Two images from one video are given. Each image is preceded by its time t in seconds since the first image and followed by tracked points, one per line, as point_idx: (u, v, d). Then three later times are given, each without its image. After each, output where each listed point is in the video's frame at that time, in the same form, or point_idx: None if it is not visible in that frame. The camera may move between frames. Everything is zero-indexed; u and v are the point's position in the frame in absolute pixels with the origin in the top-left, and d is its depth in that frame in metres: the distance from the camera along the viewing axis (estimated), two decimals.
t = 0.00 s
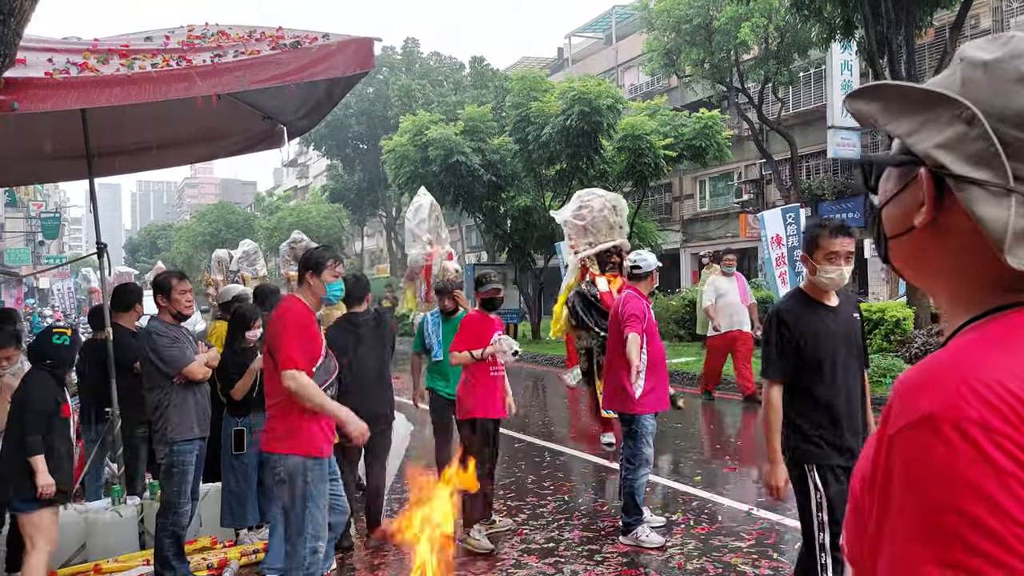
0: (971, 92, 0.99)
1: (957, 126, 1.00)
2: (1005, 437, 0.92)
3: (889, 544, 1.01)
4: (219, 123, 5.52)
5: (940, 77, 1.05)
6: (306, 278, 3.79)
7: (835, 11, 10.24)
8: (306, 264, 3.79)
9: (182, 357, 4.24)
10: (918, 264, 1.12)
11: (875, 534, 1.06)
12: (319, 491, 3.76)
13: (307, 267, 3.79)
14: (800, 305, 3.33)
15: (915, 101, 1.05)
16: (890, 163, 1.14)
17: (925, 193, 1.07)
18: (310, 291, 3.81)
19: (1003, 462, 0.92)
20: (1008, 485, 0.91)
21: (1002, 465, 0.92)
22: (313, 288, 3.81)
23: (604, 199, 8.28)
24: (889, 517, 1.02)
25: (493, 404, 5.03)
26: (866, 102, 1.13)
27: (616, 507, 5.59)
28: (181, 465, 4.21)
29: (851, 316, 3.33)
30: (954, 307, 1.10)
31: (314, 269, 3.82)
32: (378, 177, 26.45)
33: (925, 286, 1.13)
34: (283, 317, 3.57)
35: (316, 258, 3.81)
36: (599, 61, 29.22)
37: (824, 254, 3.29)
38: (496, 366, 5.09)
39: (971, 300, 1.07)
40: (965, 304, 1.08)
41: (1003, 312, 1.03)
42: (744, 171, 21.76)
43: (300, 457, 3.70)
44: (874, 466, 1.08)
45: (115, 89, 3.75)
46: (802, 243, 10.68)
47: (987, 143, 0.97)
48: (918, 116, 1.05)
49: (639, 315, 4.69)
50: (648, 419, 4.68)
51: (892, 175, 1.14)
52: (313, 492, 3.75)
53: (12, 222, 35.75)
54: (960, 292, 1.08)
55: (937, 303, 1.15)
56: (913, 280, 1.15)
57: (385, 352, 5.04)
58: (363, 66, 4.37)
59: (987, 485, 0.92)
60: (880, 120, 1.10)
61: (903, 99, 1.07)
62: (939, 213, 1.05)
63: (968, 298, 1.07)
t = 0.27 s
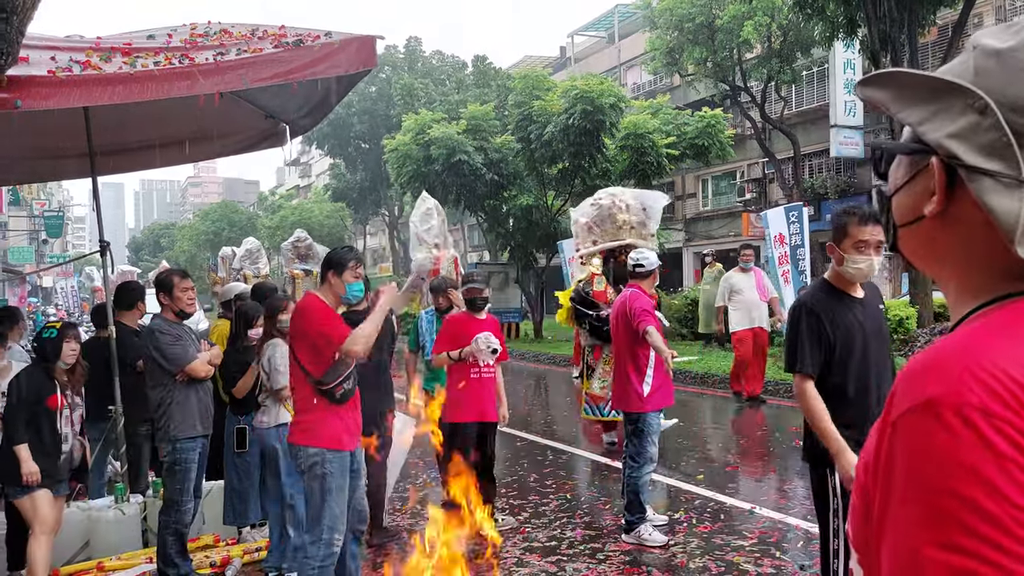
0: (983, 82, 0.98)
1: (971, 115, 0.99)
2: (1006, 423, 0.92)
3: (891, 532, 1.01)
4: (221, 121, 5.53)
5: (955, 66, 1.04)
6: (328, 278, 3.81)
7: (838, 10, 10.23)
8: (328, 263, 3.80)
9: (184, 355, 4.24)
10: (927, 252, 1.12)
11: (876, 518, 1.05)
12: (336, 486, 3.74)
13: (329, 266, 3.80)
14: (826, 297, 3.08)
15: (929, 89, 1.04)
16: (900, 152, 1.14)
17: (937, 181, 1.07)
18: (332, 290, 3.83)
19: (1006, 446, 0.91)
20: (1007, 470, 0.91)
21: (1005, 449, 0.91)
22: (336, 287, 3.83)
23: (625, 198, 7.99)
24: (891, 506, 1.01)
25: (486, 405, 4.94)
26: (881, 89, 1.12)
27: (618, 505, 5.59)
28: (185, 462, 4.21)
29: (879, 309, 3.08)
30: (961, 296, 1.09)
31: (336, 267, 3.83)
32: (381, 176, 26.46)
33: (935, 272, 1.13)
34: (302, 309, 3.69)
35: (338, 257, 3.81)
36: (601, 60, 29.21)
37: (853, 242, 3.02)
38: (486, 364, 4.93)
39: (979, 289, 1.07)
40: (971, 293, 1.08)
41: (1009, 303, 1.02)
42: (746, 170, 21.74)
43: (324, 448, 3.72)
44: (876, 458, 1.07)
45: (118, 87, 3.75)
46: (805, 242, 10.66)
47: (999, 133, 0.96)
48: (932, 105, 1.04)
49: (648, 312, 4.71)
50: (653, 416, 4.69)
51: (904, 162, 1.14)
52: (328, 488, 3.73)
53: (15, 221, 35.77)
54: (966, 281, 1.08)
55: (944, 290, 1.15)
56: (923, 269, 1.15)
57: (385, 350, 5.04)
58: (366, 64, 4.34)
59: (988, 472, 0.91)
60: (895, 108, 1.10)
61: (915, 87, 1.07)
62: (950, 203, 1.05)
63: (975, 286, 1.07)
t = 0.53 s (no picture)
0: (989, 79, 0.98)
1: (976, 112, 0.98)
2: (984, 417, 0.93)
3: (876, 516, 1.03)
4: (223, 121, 5.53)
5: (960, 63, 1.03)
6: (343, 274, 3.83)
7: (841, 9, 10.22)
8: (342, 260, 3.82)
9: (186, 355, 4.24)
10: (933, 247, 1.11)
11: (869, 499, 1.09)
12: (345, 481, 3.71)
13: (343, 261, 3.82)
14: (855, 295, 3.00)
15: (932, 87, 1.04)
16: (908, 148, 1.13)
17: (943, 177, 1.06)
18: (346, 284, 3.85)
19: (984, 441, 0.92)
20: (979, 464, 0.92)
21: (982, 445, 0.92)
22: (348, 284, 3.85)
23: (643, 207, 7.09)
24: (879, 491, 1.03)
25: (464, 414, 4.79)
26: (886, 84, 1.11)
27: (620, 505, 5.59)
28: (187, 461, 4.22)
29: (908, 310, 3.01)
30: (962, 290, 1.09)
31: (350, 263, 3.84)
32: (384, 176, 26.45)
33: (940, 269, 1.12)
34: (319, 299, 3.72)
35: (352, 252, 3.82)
36: (604, 59, 29.20)
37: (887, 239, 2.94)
38: (463, 371, 4.82)
39: (980, 284, 1.06)
40: (974, 288, 1.07)
41: (1006, 297, 1.02)
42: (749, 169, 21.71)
43: (334, 440, 3.69)
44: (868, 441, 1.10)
45: (121, 86, 3.76)
46: (807, 242, 10.66)
47: (1004, 129, 0.96)
48: (937, 102, 1.03)
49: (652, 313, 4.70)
50: (656, 416, 4.67)
51: (910, 159, 1.13)
52: (338, 482, 3.70)
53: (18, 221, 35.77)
54: (968, 276, 1.08)
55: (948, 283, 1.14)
56: (929, 262, 1.14)
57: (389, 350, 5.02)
58: (368, 63, 4.30)
59: (963, 466, 0.93)
60: (898, 105, 1.09)
61: (919, 85, 1.06)
62: (956, 198, 1.05)
63: (977, 281, 1.07)
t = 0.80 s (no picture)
0: (1005, 73, 0.95)
1: (990, 108, 0.96)
2: (974, 420, 0.89)
3: (865, 523, 1.00)
4: (222, 120, 5.53)
5: (970, 58, 1.01)
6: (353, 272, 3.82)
7: (842, 8, 10.22)
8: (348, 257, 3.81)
9: (184, 355, 4.23)
10: (937, 248, 1.08)
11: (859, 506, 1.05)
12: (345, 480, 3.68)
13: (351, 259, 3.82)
14: (898, 297, 3.01)
15: (940, 84, 1.01)
16: (912, 147, 1.10)
17: (954, 175, 1.02)
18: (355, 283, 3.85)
19: (973, 442, 0.89)
20: (970, 469, 0.88)
21: (971, 446, 0.89)
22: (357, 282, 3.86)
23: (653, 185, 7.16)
24: (867, 492, 1.00)
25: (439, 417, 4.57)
26: (890, 82, 1.08)
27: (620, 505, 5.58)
28: (185, 462, 4.21)
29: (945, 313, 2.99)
30: (966, 290, 1.06)
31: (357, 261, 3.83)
32: (384, 176, 26.45)
33: (947, 270, 1.09)
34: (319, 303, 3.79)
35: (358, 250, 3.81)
36: (604, 59, 29.20)
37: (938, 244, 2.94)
38: (444, 372, 4.61)
39: (986, 285, 1.03)
40: (977, 289, 1.04)
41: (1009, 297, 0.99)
42: (750, 169, 21.69)
43: (332, 439, 3.68)
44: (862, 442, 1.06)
45: (119, 86, 3.75)
46: (808, 241, 10.65)
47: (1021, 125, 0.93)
48: (948, 99, 1.00)
49: (648, 313, 4.67)
50: (652, 417, 4.66)
51: (916, 157, 1.09)
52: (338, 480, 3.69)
53: (19, 221, 35.75)
54: (972, 279, 1.04)
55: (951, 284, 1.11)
56: (933, 264, 1.11)
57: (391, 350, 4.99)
58: (367, 63, 4.30)
59: (949, 467, 0.89)
60: (905, 101, 1.06)
61: (927, 81, 1.03)
62: (967, 196, 1.02)
63: (981, 283, 1.03)
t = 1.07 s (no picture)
0: (1005, 72, 0.95)
1: (988, 110, 0.95)
2: (992, 434, 0.88)
3: (883, 548, 0.98)
4: (221, 121, 5.53)
5: (965, 58, 1.00)
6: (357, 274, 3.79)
7: (842, 8, 10.22)
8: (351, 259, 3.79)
9: (182, 355, 4.23)
10: (935, 253, 1.06)
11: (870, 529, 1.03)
12: (342, 481, 3.69)
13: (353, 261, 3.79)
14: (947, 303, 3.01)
15: (934, 85, 1.00)
16: (905, 147, 1.09)
17: (951, 176, 1.01)
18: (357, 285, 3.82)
19: (991, 454, 0.88)
20: (992, 486, 0.88)
21: (987, 459, 0.88)
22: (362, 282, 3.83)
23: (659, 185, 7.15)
24: (880, 513, 0.99)
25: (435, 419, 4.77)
26: (882, 83, 1.06)
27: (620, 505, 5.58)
28: (184, 463, 4.21)
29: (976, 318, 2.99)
30: (963, 295, 1.06)
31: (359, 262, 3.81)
32: (384, 176, 26.44)
33: (942, 275, 1.08)
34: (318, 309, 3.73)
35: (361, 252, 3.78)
36: (604, 59, 29.20)
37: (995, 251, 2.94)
38: (428, 378, 4.79)
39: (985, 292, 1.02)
40: (975, 296, 1.03)
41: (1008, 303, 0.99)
42: (750, 168, 21.69)
43: (330, 441, 3.68)
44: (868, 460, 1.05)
45: (118, 87, 3.74)
46: (808, 241, 10.65)
47: None
48: (944, 100, 0.99)
49: (640, 315, 4.68)
50: (642, 419, 4.68)
51: (909, 159, 1.08)
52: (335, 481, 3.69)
53: (18, 222, 35.70)
54: (969, 284, 1.04)
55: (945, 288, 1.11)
56: (928, 266, 1.10)
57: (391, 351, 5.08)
58: (366, 64, 4.32)
59: (970, 481, 0.88)
60: (898, 102, 1.04)
61: (922, 81, 1.01)
62: (966, 199, 1.00)
63: (979, 289, 1.03)
